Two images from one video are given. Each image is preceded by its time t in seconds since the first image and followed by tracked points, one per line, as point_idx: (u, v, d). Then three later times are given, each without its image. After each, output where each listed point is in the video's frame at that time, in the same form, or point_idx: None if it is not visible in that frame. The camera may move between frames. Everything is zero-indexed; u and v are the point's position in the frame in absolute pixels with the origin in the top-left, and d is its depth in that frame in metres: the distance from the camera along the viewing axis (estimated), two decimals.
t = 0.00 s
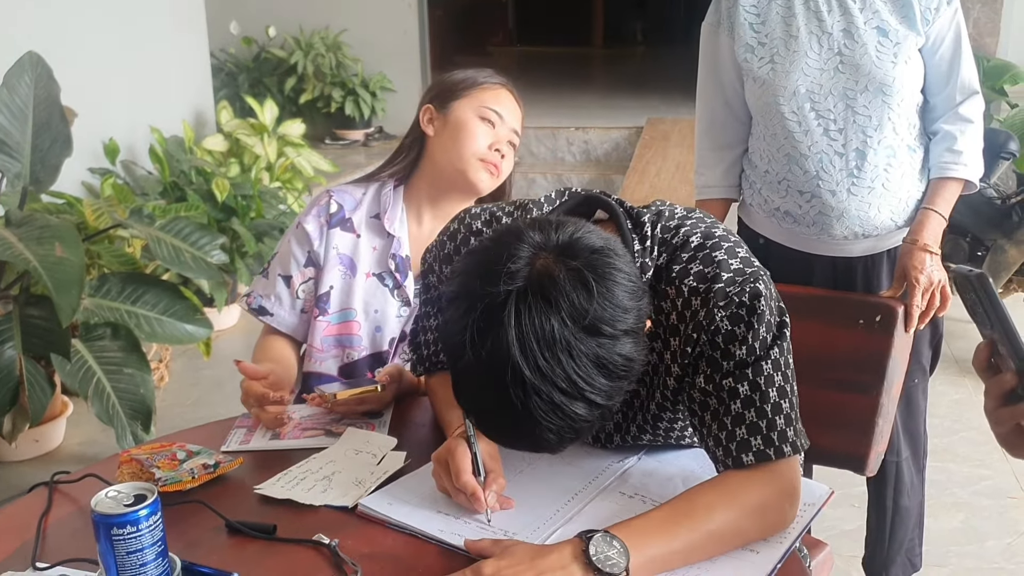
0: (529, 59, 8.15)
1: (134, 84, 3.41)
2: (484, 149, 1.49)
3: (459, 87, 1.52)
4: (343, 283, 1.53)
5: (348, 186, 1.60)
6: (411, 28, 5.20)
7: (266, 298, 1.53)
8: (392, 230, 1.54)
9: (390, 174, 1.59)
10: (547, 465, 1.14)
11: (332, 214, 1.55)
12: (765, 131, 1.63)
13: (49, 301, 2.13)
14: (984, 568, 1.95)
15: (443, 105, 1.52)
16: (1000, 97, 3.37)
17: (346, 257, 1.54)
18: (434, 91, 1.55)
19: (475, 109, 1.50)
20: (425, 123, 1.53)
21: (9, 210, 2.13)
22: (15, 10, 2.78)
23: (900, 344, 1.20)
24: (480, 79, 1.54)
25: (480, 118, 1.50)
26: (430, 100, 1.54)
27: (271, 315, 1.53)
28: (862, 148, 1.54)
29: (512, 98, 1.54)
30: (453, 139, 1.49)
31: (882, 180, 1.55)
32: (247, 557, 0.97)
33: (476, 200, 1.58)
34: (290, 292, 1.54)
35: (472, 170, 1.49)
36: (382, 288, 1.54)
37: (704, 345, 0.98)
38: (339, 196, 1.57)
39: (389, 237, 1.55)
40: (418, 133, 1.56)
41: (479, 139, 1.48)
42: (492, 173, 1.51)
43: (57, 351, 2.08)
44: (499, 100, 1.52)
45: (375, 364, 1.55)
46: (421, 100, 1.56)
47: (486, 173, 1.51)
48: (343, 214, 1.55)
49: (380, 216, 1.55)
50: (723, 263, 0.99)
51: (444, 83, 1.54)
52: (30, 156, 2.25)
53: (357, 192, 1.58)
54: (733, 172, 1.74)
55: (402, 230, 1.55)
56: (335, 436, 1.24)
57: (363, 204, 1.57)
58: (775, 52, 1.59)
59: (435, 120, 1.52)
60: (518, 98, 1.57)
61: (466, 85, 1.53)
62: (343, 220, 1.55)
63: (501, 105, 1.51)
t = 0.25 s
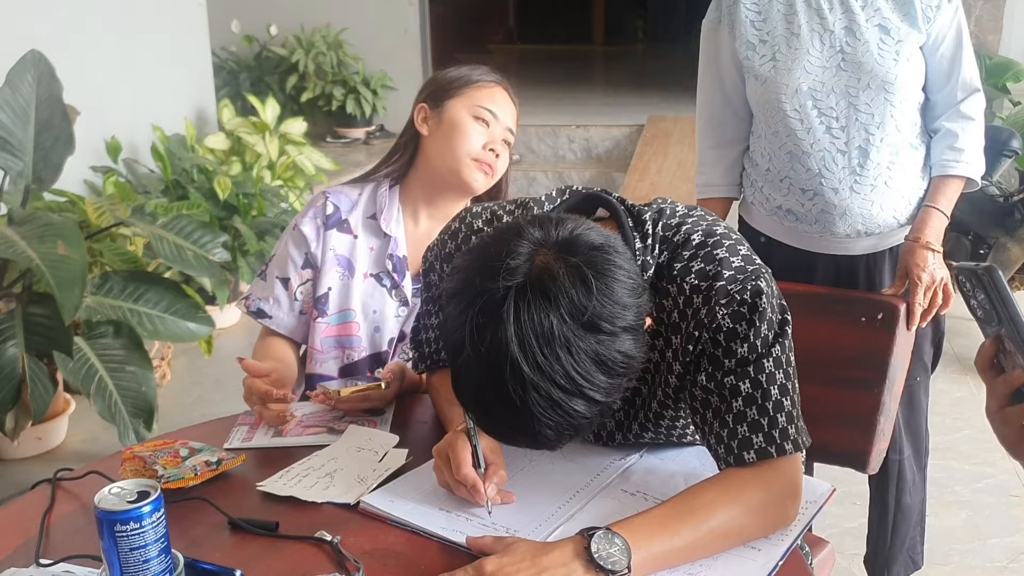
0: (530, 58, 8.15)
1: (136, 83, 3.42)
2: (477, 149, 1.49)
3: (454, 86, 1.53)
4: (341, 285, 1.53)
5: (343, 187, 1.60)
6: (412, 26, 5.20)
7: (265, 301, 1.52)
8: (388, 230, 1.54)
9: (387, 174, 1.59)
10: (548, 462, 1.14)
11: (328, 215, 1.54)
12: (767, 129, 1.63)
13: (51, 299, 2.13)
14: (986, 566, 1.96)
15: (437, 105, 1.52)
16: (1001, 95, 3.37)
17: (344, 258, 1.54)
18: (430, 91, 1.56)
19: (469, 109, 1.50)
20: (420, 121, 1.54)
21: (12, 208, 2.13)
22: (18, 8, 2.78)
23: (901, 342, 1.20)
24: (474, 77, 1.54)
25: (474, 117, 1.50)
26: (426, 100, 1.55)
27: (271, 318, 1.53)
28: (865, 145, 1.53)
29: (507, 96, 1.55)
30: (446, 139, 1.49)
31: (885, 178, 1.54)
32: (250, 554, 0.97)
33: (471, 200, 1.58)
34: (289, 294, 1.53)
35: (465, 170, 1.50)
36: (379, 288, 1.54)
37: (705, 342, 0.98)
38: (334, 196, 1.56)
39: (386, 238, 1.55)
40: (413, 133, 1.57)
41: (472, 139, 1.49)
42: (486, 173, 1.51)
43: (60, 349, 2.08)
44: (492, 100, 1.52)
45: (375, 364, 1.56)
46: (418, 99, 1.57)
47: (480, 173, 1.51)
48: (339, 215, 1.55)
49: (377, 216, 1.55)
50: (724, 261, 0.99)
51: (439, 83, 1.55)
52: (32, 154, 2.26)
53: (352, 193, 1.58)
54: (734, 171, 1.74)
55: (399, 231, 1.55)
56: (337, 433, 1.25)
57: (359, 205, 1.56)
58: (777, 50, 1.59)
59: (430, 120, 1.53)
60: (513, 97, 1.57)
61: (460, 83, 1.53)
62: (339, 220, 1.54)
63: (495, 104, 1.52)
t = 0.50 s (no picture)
0: (531, 55, 8.14)
1: (137, 80, 3.41)
2: (446, 153, 1.49)
3: (428, 87, 1.53)
4: (332, 291, 1.54)
5: (330, 194, 1.59)
6: (413, 23, 5.19)
7: (260, 311, 1.53)
8: (376, 234, 1.54)
9: (370, 179, 1.60)
10: (548, 460, 1.14)
11: (316, 222, 1.54)
12: (766, 127, 1.63)
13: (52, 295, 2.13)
14: (986, 563, 1.96)
15: (412, 109, 1.54)
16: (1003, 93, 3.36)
17: (334, 263, 1.54)
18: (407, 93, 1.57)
19: (440, 112, 1.50)
20: (397, 126, 1.56)
21: (13, 205, 2.13)
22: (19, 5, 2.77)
23: (901, 339, 1.20)
24: (450, 76, 1.53)
25: (444, 121, 1.50)
26: (403, 104, 1.56)
27: (268, 328, 1.54)
28: (864, 144, 1.53)
29: (483, 95, 1.53)
30: (419, 145, 1.50)
31: (884, 176, 1.55)
32: (252, 551, 0.98)
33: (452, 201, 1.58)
34: (283, 303, 1.54)
35: (437, 176, 1.50)
36: (370, 292, 1.56)
37: (705, 339, 0.98)
38: (320, 202, 1.56)
39: (374, 241, 1.55)
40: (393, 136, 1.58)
41: (442, 144, 1.49)
42: (460, 176, 1.51)
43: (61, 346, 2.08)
44: (464, 101, 1.51)
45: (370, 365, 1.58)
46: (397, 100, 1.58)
47: (453, 177, 1.51)
48: (327, 221, 1.55)
49: (363, 221, 1.55)
50: (725, 259, 0.99)
51: (416, 84, 1.55)
52: (33, 151, 2.26)
53: (338, 198, 1.58)
54: (734, 169, 1.74)
55: (386, 233, 1.55)
56: (338, 431, 1.25)
57: (346, 209, 1.57)
58: (776, 48, 1.59)
59: (405, 124, 1.54)
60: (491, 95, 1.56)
61: (434, 84, 1.53)
62: (327, 227, 1.54)
63: (467, 105, 1.51)
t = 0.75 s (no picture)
0: (533, 53, 8.13)
1: (138, 77, 3.41)
2: (400, 166, 1.50)
3: (387, 98, 1.54)
4: (318, 306, 1.57)
5: (313, 207, 1.61)
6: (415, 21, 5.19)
7: (254, 328, 1.57)
8: (357, 247, 1.57)
9: (349, 190, 1.62)
10: (550, 458, 1.14)
11: (300, 237, 1.57)
12: (768, 126, 1.63)
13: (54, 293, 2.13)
14: (987, 563, 1.96)
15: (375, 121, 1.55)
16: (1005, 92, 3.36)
17: (320, 277, 1.57)
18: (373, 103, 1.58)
19: (394, 125, 1.50)
20: (366, 140, 1.58)
21: (14, 203, 2.13)
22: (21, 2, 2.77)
23: (904, 339, 1.19)
24: (409, 85, 1.52)
25: (397, 133, 1.50)
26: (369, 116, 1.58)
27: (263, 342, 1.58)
28: (865, 143, 1.53)
29: (439, 101, 1.52)
30: (380, 161, 1.52)
31: (885, 175, 1.54)
32: (253, 549, 0.98)
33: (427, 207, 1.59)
34: (277, 316, 1.58)
35: (397, 189, 1.51)
36: (357, 304, 1.59)
37: (708, 339, 0.98)
38: (303, 216, 1.59)
39: (356, 254, 1.58)
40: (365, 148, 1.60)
41: (398, 157, 1.50)
42: (421, 187, 1.51)
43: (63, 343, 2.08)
44: (416, 111, 1.50)
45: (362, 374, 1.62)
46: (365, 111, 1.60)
47: (414, 189, 1.51)
48: (310, 236, 1.57)
49: (344, 234, 1.58)
50: (728, 258, 0.99)
51: (379, 94, 1.56)
52: (34, 148, 2.26)
53: (319, 211, 1.60)
54: (735, 168, 1.74)
55: (368, 245, 1.58)
56: (339, 429, 1.25)
57: (328, 223, 1.59)
58: (777, 47, 1.58)
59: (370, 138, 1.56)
60: (449, 101, 1.53)
61: (392, 95, 1.53)
62: (311, 241, 1.57)
63: (422, 114, 1.50)
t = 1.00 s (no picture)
0: (533, 52, 8.13)
1: (140, 76, 3.41)
2: (362, 187, 1.44)
3: (349, 111, 1.47)
4: (301, 314, 1.55)
5: (294, 214, 1.59)
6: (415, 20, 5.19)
7: (246, 338, 1.56)
8: (337, 254, 1.55)
9: (328, 197, 1.58)
10: (551, 457, 1.14)
11: (282, 245, 1.55)
12: (768, 126, 1.63)
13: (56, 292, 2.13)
14: (988, 562, 1.96)
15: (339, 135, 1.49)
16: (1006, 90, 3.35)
17: (303, 286, 1.55)
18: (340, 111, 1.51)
19: (354, 143, 1.44)
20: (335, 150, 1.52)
21: (16, 202, 2.13)
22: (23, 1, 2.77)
23: (904, 338, 1.20)
24: (369, 97, 1.45)
25: (356, 153, 1.43)
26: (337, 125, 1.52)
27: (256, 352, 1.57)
28: (865, 142, 1.54)
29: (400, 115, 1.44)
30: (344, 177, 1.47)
31: (886, 174, 1.54)
32: (255, 548, 0.98)
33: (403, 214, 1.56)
34: (268, 325, 1.56)
35: (362, 208, 1.46)
36: (341, 311, 1.57)
37: (707, 338, 0.98)
38: (284, 225, 1.57)
39: (337, 261, 1.56)
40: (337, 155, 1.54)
41: (359, 176, 1.43)
42: (385, 206, 1.45)
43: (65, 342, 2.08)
44: (373, 130, 1.42)
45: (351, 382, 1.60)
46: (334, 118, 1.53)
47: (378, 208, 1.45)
48: (290, 244, 1.55)
49: (324, 242, 1.56)
50: (727, 257, 0.99)
51: (345, 102, 1.49)
52: (36, 147, 2.26)
53: (299, 218, 1.58)
54: (736, 167, 1.74)
55: (348, 252, 1.56)
56: (339, 428, 1.25)
57: (309, 231, 1.57)
58: (778, 47, 1.58)
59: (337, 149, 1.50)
60: (409, 113, 1.45)
61: (355, 107, 1.46)
62: (292, 250, 1.55)
63: (381, 130, 1.42)
